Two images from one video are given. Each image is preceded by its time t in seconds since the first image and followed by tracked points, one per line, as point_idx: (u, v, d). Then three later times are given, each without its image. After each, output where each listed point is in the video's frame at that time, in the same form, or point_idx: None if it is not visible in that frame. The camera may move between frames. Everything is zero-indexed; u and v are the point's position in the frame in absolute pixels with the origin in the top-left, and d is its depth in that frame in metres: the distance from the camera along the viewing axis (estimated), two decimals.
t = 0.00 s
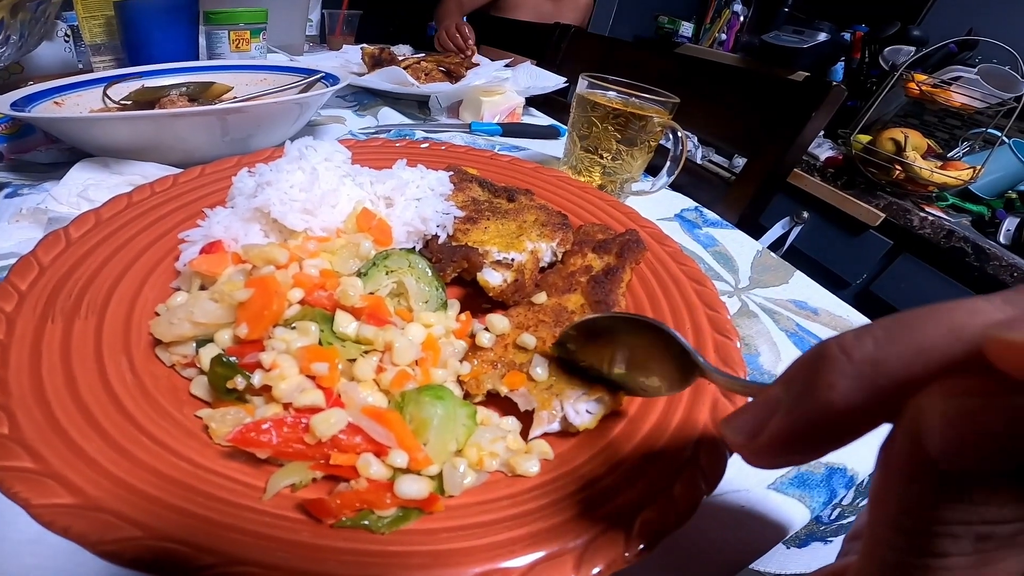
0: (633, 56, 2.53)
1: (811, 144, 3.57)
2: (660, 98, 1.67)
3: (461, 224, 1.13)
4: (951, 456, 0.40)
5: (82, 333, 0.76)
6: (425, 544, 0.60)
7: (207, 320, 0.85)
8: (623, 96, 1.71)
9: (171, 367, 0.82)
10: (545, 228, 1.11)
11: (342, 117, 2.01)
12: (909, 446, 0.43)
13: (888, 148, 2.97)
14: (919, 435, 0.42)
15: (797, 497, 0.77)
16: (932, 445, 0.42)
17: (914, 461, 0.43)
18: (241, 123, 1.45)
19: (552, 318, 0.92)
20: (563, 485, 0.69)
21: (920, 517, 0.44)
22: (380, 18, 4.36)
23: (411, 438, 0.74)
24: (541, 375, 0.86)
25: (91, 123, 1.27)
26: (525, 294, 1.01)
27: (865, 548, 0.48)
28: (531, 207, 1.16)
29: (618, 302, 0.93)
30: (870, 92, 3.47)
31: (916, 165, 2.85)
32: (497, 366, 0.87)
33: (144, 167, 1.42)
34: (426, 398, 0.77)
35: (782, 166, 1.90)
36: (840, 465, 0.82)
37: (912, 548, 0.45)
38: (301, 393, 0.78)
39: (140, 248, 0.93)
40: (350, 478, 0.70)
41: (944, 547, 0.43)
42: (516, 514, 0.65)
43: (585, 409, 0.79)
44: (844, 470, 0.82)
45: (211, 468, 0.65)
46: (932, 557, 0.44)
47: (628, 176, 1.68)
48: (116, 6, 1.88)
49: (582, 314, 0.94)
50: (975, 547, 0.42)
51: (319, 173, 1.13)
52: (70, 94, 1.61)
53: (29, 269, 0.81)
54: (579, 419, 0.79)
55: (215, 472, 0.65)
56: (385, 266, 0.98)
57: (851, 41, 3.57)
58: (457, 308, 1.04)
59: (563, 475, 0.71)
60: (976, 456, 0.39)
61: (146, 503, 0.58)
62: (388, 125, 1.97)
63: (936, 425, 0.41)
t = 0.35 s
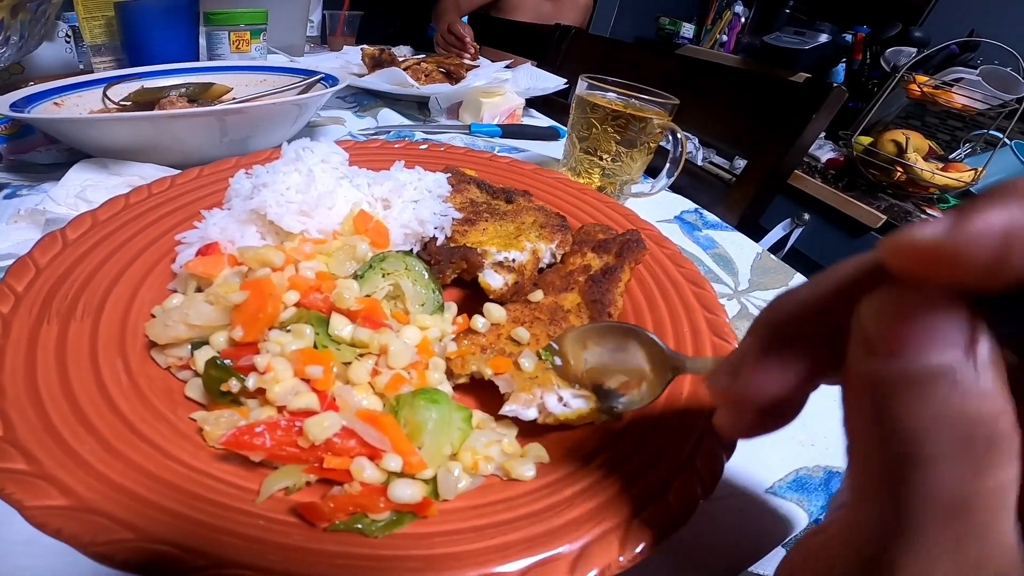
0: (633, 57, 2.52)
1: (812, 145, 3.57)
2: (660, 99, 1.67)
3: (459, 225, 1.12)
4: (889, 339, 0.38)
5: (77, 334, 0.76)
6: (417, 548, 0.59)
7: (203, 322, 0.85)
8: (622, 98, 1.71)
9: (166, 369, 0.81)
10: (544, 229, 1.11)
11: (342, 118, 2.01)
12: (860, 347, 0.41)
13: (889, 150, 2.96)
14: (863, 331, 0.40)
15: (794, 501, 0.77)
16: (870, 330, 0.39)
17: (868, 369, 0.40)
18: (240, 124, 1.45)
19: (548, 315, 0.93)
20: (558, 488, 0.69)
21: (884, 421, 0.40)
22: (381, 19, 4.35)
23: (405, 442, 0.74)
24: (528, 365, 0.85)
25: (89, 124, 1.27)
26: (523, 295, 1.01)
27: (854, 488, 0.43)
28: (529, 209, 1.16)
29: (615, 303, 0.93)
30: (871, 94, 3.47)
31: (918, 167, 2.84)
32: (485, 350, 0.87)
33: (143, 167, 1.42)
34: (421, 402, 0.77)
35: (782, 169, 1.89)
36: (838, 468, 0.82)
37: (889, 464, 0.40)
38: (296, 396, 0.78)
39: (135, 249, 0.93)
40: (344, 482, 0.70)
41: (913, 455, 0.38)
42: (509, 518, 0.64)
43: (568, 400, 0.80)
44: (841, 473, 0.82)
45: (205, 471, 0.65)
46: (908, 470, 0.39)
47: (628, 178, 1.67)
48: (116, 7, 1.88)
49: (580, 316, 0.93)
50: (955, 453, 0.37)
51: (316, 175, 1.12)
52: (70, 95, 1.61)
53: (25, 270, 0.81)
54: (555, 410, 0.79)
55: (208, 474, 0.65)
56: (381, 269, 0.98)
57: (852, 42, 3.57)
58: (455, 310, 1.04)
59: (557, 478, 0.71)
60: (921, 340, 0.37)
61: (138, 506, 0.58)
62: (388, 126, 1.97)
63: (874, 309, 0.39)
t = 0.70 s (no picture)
0: (641, 60, 2.52)
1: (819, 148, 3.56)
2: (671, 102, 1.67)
3: (474, 226, 1.12)
4: None
5: (97, 332, 0.76)
6: (441, 548, 0.59)
7: (223, 321, 0.85)
8: (633, 100, 1.71)
9: (185, 368, 0.82)
10: (557, 232, 1.11)
11: (352, 118, 2.02)
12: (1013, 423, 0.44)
13: (897, 153, 2.95)
14: None
15: (811, 502, 0.77)
16: None
17: None
18: (253, 123, 1.45)
19: (569, 323, 0.92)
20: (578, 490, 0.69)
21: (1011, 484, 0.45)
22: (388, 20, 4.36)
23: (428, 441, 0.74)
24: (555, 381, 0.84)
25: (105, 122, 1.27)
26: (538, 298, 1.01)
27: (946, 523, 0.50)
28: (543, 211, 1.16)
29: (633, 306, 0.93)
30: (878, 97, 3.47)
31: (925, 171, 2.83)
32: (509, 371, 0.86)
33: (156, 166, 1.42)
34: (444, 402, 0.76)
35: (792, 172, 1.89)
36: (853, 470, 0.81)
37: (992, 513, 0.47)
38: (319, 395, 0.78)
39: (153, 248, 0.93)
40: (368, 481, 0.70)
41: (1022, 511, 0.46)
42: (532, 519, 0.64)
43: (591, 419, 0.79)
44: (857, 475, 0.82)
45: (227, 470, 0.65)
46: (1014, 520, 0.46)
47: (638, 180, 1.67)
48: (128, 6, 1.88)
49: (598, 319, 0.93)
50: None
51: (333, 175, 1.13)
52: (83, 93, 1.61)
53: (43, 267, 0.82)
54: (583, 431, 0.78)
55: (230, 473, 0.65)
56: (400, 268, 0.98)
57: (859, 45, 3.56)
58: (471, 311, 1.04)
59: (578, 479, 0.71)
60: None
61: (161, 505, 0.58)
62: (398, 127, 1.97)
63: None
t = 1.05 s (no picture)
0: (643, 60, 2.52)
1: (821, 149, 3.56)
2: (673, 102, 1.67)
3: (476, 225, 1.12)
4: (919, 444, 0.40)
5: (100, 330, 0.76)
6: (445, 547, 0.59)
7: (226, 319, 0.85)
8: (635, 100, 1.71)
9: (188, 366, 0.82)
10: (559, 231, 1.11)
11: (354, 118, 2.02)
12: (875, 437, 0.42)
13: (899, 154, 2.95)
14: (885, 428, 0.41)
15: (812, 503, 0.77)
16: (897, 436, 0.40)
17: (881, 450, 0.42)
18: (256, 123, 1.45)
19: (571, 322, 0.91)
20: (580, 490, 0.69)
21: (885, 494, 0.44)
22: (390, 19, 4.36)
23: (432, 440, 0.74)
24: (556, 382, 0.84)
25: (107, 121, 1.27)
26: (541, 297, 1.01)
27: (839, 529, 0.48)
28: (545, 210, 1.16)
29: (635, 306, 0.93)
30: (879, 98, 3.47)
31: (926, 172, 2.83)
32: (509, 371, 0.87)
33: (159, 165, 1.42)
34: (448, 400, 0.76)
35: (794, 173, 1.89)
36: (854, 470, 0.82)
37: (877, 524, 0.45)
38: (322, 393, 0.78)
39: (156, 246, 0.93)
40: (371, 480, 0.69)
41: (907, 521, 0.44)
42: (535, 518, 0.64)
43: (593, 419, 0.79)
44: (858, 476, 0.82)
45: (229, 469, 0.65)
46: (893, 530, 0.44)
47: (640, 180, 1.67)
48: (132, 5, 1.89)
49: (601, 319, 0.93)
50: (935, 520, 0.43)
51: (336, 173, 1.13)
52: (86, 92, 1.61)
53: (46, 265, 0.82)
54: (581, 429, 0.78)
55: (231, 472, 0.65)
56: (402, 267, 0.98)
57: (862, 45, 3.55)
58: (474, 310, 1.04)
59: (579, 479, 0.71)
60: (945, 444, 0.39)
61: (163, 503, 0.58)
62: (400, 126, 1.97)
63: (906, 417, 0.39)
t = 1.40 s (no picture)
0: (638, 57, 2.50)
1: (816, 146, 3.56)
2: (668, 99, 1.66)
3: (469, 225, 1.11)
4: (926, 368, 0.41)
5: (82, 333, 0.75)
6: (435, 555, 0.58)
7: (211, 322, 0.83)
8: (630, 97, 1.69)
9: (173, 370, 0.80)
10: (553, 230, 1.09)
11: (347, 116, 2.00)
12: (891, 363, 0.43)
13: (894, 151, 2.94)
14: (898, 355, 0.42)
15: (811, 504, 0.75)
16: (909, 356, 0.41)
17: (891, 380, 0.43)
18: (246, 122, 1.43)
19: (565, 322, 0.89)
20: (573, 494, 0.67)
21: (901, 431, 0.43)
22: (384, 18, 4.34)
23: (421, 445, 0.72)
24: (539, 384, 0.82)
25: (94, 120, 1.25)
26: (536, 297, 0.99)
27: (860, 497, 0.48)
28: (539, 208, 1.15)
29: (630, 305, 0.92)
30: (875, 95, 3.46)
31: (922, 169, 2.83)
32: (496, 369, 0.86)
33: (148, 165, 1.40)
34: (437, 404, 0.75)
35: (790, 170, 1.87)
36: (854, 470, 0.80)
37: (899, 469, 0.44)
38: (309, 398, 0.76)
39: (141, 247, 0.91)
40: (359, 487, 0.68)
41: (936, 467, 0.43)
42: (527, 524, 0.63)
43: (564, 427, 0.77)
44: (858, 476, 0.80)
45: (213, 475, 0.63)
46: (918, 475, 0.43)
47: (635, 178, 1.66)
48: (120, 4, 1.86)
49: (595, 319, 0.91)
50: (963, 462, 0.42)
51: (325, 173, 1.11)
52: (74, 91, 1.59)
53: (28, 267, 0.80)
54: (553, 433, 0.77)
55: (216, 478, 0.63)
56: (392, 268, 0.96)
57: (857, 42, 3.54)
58: (466, 311, 1.02)
59: (573, 482, 0.70)
60: (954, 367, 0.39)
61: (144, 510, 0.56)
62: (393, 125, 1.95)
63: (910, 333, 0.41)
